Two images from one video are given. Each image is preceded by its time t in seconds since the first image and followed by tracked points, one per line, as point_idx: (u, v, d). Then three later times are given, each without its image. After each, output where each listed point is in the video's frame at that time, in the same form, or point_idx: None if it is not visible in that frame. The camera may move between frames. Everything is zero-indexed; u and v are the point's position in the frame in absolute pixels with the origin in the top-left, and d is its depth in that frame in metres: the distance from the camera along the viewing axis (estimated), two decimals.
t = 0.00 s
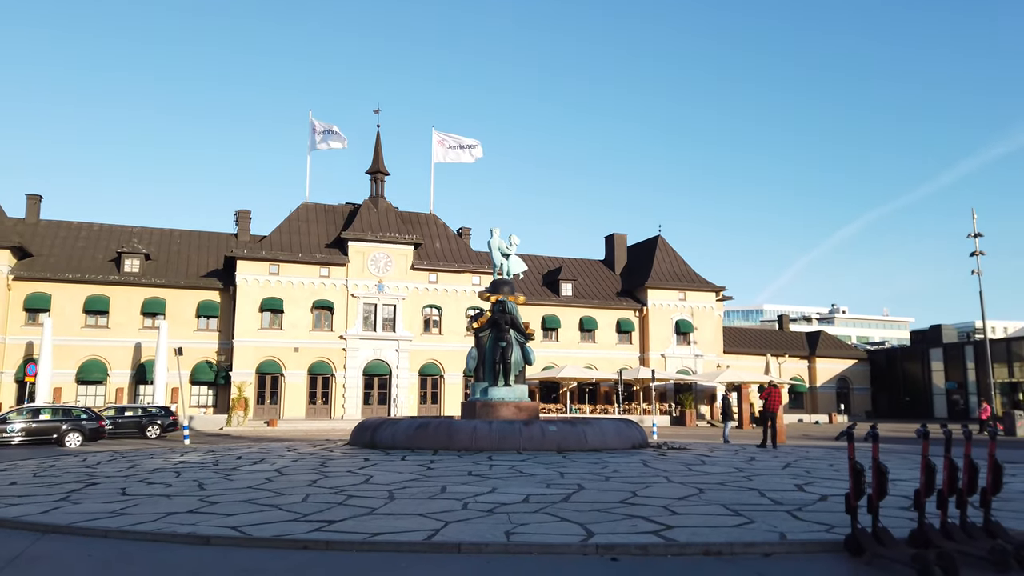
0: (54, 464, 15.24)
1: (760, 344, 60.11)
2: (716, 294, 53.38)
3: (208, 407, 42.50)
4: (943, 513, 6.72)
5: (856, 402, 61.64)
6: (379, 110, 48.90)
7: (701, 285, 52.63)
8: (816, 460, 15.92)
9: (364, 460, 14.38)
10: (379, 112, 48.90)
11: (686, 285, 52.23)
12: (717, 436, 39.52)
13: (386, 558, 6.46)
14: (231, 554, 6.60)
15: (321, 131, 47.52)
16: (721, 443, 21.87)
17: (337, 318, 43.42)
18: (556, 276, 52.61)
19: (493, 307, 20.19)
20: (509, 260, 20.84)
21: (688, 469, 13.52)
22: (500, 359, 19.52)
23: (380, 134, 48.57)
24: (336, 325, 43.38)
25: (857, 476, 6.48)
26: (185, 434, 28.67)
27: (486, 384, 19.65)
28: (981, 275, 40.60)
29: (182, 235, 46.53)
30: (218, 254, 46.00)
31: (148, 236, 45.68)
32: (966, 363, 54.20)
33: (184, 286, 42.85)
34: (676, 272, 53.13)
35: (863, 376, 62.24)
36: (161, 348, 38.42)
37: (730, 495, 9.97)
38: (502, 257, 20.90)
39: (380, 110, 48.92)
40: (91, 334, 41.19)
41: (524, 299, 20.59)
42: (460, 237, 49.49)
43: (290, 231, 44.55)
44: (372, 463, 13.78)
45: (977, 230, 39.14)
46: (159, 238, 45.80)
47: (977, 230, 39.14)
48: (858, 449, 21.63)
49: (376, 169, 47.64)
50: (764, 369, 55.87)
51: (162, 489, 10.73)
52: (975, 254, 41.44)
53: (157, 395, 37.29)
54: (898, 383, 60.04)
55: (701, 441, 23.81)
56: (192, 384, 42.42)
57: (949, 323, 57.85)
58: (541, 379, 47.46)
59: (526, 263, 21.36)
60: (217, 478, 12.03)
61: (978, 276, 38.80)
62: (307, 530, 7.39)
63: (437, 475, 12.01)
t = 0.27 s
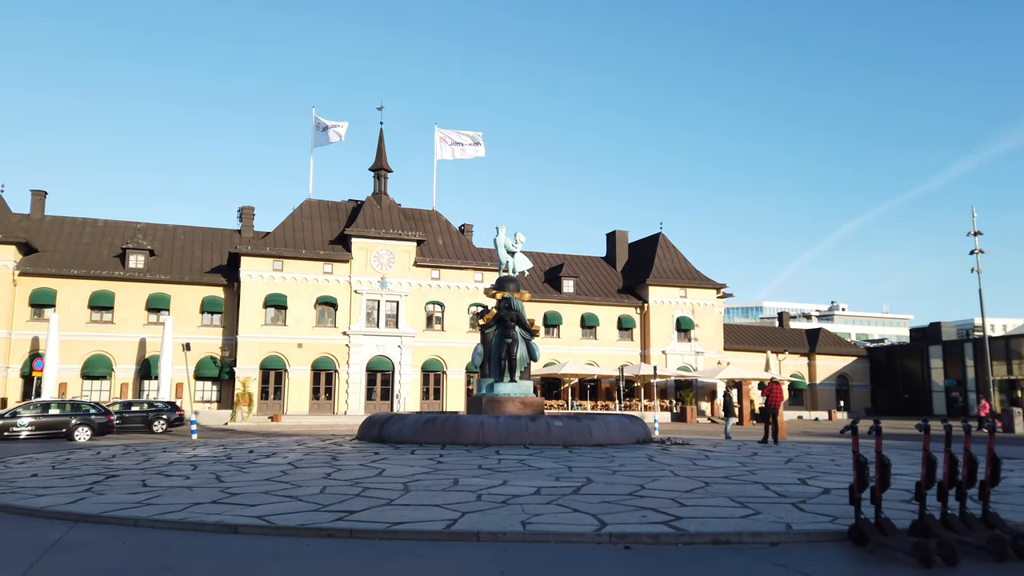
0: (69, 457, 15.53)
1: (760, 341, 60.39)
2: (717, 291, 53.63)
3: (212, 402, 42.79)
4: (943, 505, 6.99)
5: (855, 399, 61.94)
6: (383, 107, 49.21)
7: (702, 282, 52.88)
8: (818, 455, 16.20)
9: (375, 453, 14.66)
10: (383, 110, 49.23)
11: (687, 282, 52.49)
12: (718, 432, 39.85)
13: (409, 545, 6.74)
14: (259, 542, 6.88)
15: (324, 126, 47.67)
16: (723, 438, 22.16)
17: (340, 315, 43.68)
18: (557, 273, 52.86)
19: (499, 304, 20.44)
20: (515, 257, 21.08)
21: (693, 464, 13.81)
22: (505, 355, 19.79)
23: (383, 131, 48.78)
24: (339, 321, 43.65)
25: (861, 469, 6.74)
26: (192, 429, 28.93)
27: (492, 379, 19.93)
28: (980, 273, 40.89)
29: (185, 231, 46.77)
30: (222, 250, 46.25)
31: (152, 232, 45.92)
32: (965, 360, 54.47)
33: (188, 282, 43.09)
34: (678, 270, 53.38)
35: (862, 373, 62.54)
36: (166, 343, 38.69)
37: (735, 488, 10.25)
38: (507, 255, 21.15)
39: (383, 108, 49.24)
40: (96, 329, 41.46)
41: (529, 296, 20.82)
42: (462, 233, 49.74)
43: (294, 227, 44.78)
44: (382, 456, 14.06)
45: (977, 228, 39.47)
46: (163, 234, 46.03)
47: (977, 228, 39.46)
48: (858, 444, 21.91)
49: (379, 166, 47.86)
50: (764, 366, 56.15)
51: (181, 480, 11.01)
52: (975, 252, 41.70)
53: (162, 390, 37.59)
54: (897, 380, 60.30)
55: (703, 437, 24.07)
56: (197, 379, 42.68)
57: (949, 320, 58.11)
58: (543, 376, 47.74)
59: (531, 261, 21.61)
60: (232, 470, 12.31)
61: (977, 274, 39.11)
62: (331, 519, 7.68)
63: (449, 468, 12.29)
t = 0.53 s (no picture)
0: (83, 451, 15.77)
1: (758, 338, 60.75)
2: (716, 289, 53.97)
3: (214, 398, 43.02)
4: (943, 500, 7.28)
5: (852, 396, 62.35)
6: (383, 104, 49.45)
7: (701, 280, 53.20)
8: (818, 451, 16.52)
9: (384, 449, 14.94)
10: (384, 106, 49.48)
11: (686, 279, 52.80)
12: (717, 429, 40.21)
13: (432, 537, 7.02)
14: (287, 533, 7.15)
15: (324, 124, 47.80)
16: (723, 435, 22.47)
17: (341, 311, 43.92)
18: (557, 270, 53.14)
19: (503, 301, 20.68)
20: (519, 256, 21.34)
21: (696, 459, 14.11)
22: (510, 353, 20.04)
23: (384, 129, 48.98)
24: (340, 318, 43.88)
25: (865, 465, 7.03)
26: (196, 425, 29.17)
27: (496, 376, 20.17)
28: (976, 270, 41.27)
29: (187, 227, 46.93)
30: (223, 246, 46.43)
31: (153, 228, 46.07)
32: (961, 358, 54.90)
33: (189, 278, 43.28)
34: (677, 267, 53.70)
35: (859, 370, 62.94)
36: (168, 339, 38.91)
37: (740, 484, 10.56)
38: (511, 253, 21.39)
39: (384, 105, 49.48)
40: (98, 325, 41.64)
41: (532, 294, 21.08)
42: (462, 230, 50.00)
43: (295, 224, 44.99)
44: (392, 451, 14.34)
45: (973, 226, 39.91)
46: (165, 231, 46.19)
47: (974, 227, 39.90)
48: (856, 441, 22.23)
49: (380, 163, 48.07)
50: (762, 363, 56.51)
51: (199, 475, 11.28)
52: (971, 250, 42.07)
53: (164, 386, 37.81)
54: (894, 377, 60.72)
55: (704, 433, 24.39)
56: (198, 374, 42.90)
57: (945, 318, 58.53)
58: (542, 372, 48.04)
59: (535, 259, 21.87)
60: (247, 465, 12.58)
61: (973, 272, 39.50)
62: (353, 513, 7.96)
63: (459, 464, 12.58)
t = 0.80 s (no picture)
0: (93, 444, 15.95)
1: (752, 334, 61.19)
2: (711, 286, 54.34)
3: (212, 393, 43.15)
4: (946, 489, 7.60)
5: (844, 392, 62.90)
6: (381, 100, 49.55)
7: (696, 277, 53.57)
8: (816, 445, 16.87)
9: (392, 442, 15.19)
10: (382, 103, 49.59)
11: (681, 276, 53.16)
12: (712, 424, 40.61)
13: (456, 524, 7.29)
14: (316, 520, 7.40)
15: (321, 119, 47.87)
16: (720, 430, 22.81)
17: (339, 306, 44.09)
18: (553, 267, 53.40)
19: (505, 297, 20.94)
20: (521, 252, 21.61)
21: (699, 453, 14.44)
22: (513, 348, 20.34)
23: (382, 125, 49.10)
24: (338, 313, 44.05)
25: (873, 455, 7.34)
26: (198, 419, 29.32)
27: (498, 371, 20.46)
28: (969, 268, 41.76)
29: (184, 222, 46.97)
30: (221, 241, 46.51)
31: (151, 223, 46.11)
32: (952, 355, 55.52)
33: (187, 273, 43.34)
34: (672, 264, 54.04)
35: (851, 367, 63.50)
36: (167, 334, 38.99)
37: (745, 475, 10.86)
38: (514, 250, 21.67)
39: (381, 101, 49.59)
40: (96, 320, 41.68)
41: (535, 290, 21.36)
42: (460, 226, 50.21)
43: (293, 219, 45.10)
44: (401, 444, 14.59)
45: (966, 224, 40.42)
46: (162, 226, 46.22)
47: (966, 225, 40.40)
48: (852, 436, 22.60)
49: (378, 159, 48.19)
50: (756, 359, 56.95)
51: (216, 466, 11.51)
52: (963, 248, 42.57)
53: (163, 380, 37.92)
54: (885, 373, 61.30)
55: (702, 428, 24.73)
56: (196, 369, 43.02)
57: (936, 315, 59.12)
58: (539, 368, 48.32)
59: (537, 255, 22.14)
60: (261, 457, 12.82)
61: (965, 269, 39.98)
62: (376, 501, 8.22)
63: (468, 456, 12.85)
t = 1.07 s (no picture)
0: (95, 439, 16.05)
1: (738, 332, 61.81)
2: (698, 283, 54.85)
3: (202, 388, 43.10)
4: (938, 484, 7.95)
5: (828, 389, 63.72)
6: (371, 97, 49.58)
7: (684, 274, 54.07)
8: (807, 441, 17.28)
9: (393, 438, 15.41)
10: (372, 99, 49.64)
11: (669, 274, 53.64)
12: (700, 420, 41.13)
13: (471, 518, 7.55)
14: (334, 513, 7.65)
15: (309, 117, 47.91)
16: (711, 426, 23.21)
17: (330, 302, 44.17)
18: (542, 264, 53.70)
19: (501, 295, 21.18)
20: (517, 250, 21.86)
21: (694, 449, 14.78)
22: (508, 346, 20.59)
23: (372, 122, 49.14)
24: (329, 309, 44.13)
25: (870, 451, 7.67)
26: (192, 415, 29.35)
27: (494, 368, 20.71)
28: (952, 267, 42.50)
29: (173, 218, 46.83)
30: (211, 237, 46.42)
31: (140, 218, 45.94)
32: (934, 352, 56.44)
33: (177, 268, 43.25)
34: (660, 261, 54.51)
35: (835, 364, 64.32)
36: (157, 329, 38.90)
37: (741, 470, 11.21)
38: (509, 248, 21.90)
39: (372, 97, 49.62)
40: (85, 315, 41.51)
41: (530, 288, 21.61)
42: (450, 223, 50.40)
43: (283, 215, 45.10)
44: (402, 440, 14.83)
45: (949, 225, 41.17)
46: (151, 221, 46.06)
47: (949, 225, 41.15)
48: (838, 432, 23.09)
49: (368, 155, 48.23)
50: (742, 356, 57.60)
51: (224, 461, 11.70)
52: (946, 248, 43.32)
53: (154, 376, 37.88)
54: (868, 370, 62.17)
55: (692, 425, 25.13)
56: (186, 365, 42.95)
57: (919, 314, 60.03)
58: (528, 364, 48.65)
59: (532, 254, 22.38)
60: (266, 452, 13.01)
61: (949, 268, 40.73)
62: (390, 495, 8.47)
63: (470, 452, 13.12)
